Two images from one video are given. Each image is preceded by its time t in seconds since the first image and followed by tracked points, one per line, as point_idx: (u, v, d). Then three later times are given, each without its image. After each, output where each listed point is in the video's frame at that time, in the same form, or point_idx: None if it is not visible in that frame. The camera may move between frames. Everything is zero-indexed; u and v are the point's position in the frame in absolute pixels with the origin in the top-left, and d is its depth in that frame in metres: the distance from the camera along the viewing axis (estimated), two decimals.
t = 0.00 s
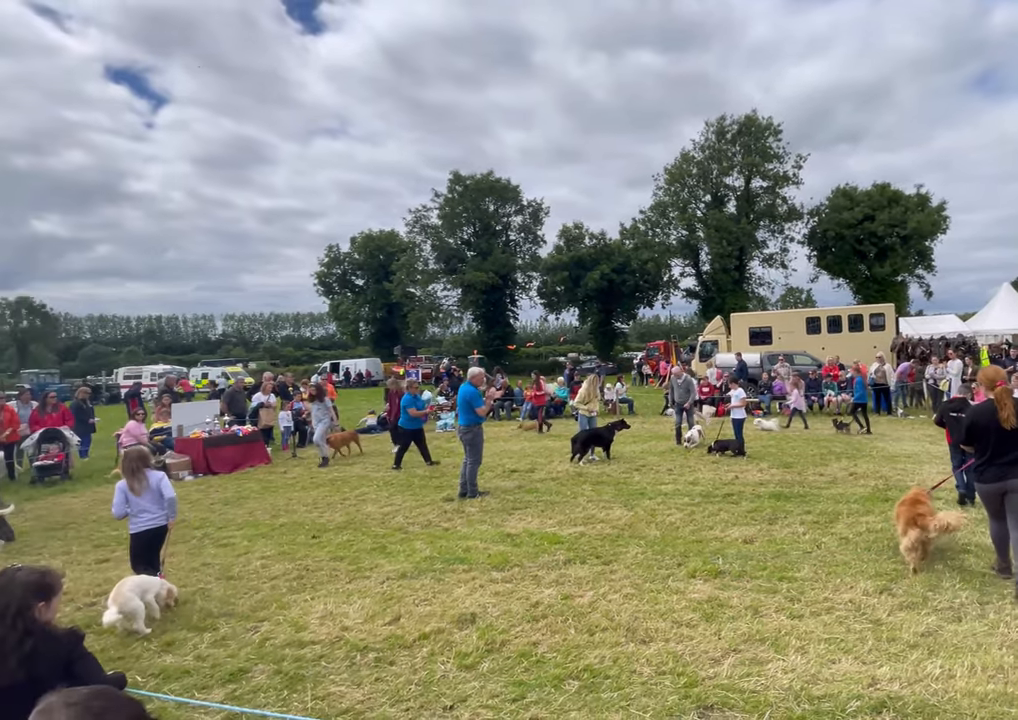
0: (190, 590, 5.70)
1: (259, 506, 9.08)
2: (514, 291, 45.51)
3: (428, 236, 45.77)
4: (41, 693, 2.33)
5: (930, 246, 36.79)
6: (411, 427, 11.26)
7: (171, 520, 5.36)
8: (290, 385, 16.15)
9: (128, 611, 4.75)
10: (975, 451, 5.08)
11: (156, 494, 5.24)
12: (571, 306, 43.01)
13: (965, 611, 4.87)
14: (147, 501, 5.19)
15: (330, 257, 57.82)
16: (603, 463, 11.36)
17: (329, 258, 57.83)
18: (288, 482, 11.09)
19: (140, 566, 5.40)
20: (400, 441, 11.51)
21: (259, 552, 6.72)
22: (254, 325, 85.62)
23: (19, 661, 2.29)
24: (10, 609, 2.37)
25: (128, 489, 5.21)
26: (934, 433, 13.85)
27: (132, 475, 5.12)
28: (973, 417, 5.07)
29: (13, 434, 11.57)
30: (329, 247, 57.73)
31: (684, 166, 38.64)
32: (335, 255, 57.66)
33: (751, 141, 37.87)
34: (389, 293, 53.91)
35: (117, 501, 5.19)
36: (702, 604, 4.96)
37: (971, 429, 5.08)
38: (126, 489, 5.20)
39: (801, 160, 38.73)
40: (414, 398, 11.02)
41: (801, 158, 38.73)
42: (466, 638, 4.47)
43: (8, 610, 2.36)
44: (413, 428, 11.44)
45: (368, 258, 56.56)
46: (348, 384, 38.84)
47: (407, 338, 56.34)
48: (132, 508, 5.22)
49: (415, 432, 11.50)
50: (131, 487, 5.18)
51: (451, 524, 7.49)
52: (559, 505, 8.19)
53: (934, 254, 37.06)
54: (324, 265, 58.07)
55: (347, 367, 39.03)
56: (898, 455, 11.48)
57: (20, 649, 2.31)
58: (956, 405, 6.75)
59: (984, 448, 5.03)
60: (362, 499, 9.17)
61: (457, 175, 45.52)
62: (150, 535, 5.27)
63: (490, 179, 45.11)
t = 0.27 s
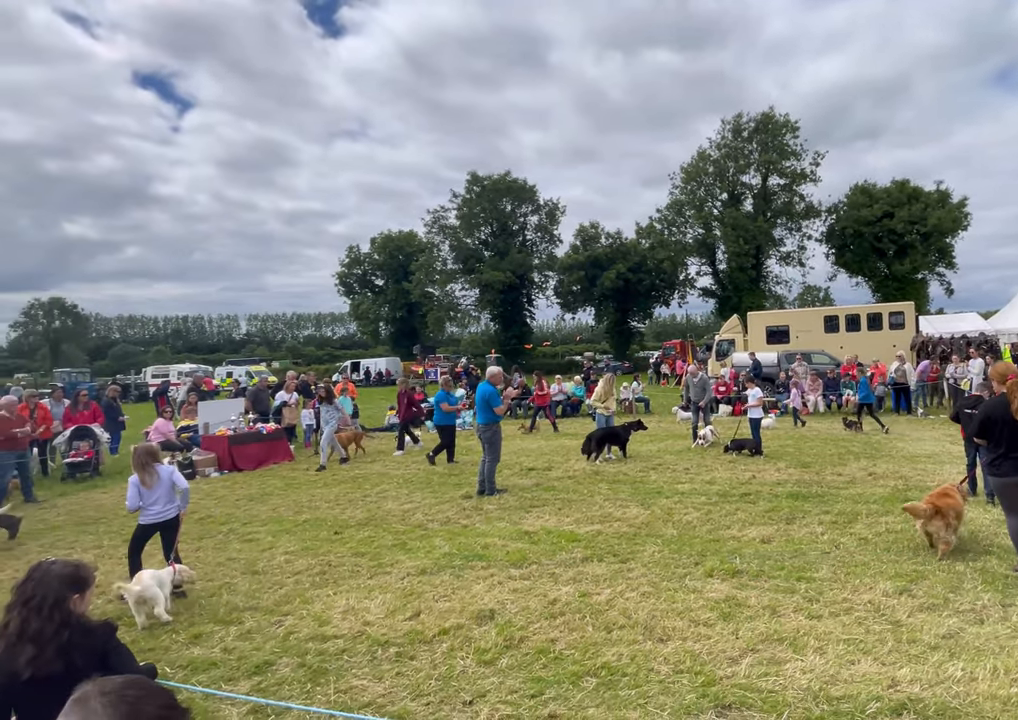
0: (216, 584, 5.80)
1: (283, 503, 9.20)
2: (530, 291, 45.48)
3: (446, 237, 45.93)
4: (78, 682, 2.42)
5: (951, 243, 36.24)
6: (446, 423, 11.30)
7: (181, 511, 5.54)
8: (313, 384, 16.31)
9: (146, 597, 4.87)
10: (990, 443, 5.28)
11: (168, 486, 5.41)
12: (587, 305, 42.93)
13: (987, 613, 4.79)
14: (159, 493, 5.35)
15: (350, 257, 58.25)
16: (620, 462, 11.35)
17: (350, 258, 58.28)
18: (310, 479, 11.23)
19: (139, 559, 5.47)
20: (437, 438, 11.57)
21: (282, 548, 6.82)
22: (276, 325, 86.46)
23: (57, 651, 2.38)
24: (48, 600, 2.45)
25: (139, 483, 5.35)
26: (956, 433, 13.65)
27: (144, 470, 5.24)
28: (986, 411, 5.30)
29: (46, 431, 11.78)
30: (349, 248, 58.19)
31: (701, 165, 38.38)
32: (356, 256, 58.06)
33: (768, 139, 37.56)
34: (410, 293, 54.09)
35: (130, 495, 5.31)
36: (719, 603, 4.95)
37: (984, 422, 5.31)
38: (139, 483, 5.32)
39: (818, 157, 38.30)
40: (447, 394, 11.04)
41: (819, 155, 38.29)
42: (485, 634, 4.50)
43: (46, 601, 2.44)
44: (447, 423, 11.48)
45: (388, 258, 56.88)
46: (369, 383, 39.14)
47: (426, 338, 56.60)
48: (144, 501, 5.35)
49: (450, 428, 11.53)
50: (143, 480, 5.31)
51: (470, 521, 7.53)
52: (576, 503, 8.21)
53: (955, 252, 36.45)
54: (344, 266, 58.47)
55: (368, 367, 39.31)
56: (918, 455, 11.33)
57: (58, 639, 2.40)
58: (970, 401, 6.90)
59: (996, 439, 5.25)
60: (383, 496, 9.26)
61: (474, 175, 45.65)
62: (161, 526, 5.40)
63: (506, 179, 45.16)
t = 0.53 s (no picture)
0: (235, 580, 5.86)
1: (299, 500, 9.28)
2: (543, 290, 45.44)
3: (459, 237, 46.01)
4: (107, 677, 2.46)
5: (967, 241, 35.78)
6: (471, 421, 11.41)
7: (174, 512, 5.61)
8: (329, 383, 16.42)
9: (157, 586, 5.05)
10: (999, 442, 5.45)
11: (160, 486, 5.49)
12: (599, 305, 42.85)
13: (1004, 615, 4.72)
14: (150, 493, 5.43)
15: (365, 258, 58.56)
16: (633, 461, 11.33)
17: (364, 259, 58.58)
18: (327, 476, 11.32)
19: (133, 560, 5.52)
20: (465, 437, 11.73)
21: (299, 544, 6.89)
22: (292, 324, 87.10)
23: (85, 645, 2.42)
24: (75, 596, 2.48)
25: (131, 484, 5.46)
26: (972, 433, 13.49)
27: (135, 470, 5.33)
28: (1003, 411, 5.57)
29: (69, 429, 11.98)
30: (364, 249, 58.48)
31: (713, 163, 38.16)
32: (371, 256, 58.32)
33: (781, 137, 37.27)
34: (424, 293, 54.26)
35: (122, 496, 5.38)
36: (732, 603, 4.94)
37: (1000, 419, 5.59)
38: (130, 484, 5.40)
39: (832, 155, 37.95)
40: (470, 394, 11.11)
41: (833, 153, 37.94)
42: (499, 632, 4.52)
43: (72, 597, 2.47)
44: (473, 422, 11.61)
45: (402, 258, 57.09)
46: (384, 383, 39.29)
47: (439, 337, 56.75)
48: (137, 501, 5.43)
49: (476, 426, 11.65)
50: (134, 481, 5.41)
51: (483, 519, 7.56)
52: (590, 502, 8.21)
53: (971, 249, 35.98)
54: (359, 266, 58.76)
55: (383, 366, 39.46)
56: (934, 455, 11.21)
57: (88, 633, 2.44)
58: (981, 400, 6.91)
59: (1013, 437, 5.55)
60: (397, 493, 9.31)
61: (487, 176, 45.70)
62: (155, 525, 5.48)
63: (519, 179, 45.16)
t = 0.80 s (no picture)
0: (249, 577, 5.91)
1: (311, 498, 9.34)
2: (552, 290, 45.40)
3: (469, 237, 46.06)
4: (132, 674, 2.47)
5: (979, 239, 35.44)
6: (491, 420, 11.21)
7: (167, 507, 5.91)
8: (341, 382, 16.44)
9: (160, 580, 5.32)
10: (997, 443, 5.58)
11: (153, 483, 5.78)
12: (608, 304, 42.79)
13: None
14: (144, 488, 5.74)
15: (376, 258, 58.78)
16: (642, 460, 11.31)
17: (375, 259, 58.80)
18: (338, 475, 11.39)
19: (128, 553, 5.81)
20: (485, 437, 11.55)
21: (312, 542, 6.93)
22: (305, 323, 87.44)
23: (111, 644, 2.42)
24: (103, 594, 2.48)
25: (126, 479, 5.78)
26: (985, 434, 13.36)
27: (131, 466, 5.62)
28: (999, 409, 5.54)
29: (86, 428, 12.08)
30: (375, 249, 58.71)
31: (722, 162, 37.99)
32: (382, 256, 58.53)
33: (791, 135, 37.05)
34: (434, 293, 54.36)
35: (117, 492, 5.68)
36: (742, 603, 4.93)
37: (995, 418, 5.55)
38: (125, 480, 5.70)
39: (842, 153, 37.68)
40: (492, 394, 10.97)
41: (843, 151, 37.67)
42: (510, 630, 4.53)
43: (100, 595, 2.47)
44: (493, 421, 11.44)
45: (413, 259, 57.25)
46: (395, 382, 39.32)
47: (450, 337, 56.84)
48: (132, 495, 5.75)
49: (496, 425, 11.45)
50: (130, 476, 5.71)
51: (494, 518, 7.58)
52: (599, 501, 8.21)
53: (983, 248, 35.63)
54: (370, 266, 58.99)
55: (395, 366, 39.51)
56: (947, 455, 11.10)
57: (115, 631, 2.44)
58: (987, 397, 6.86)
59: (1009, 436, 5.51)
60: (408, 492, 9.33)
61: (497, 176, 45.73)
62: (149, 520, 5.80)
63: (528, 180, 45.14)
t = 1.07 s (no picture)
0: (258, 575, 5.95)
1: (320, 497, 9.37)
2: (559, 290, 45.42)
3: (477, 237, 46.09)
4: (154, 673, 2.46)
5: (988, 239, 35.21)
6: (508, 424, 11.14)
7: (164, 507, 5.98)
8: (349, 382, 16.45)
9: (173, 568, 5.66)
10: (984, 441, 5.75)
11: (152, 483, 5.87)
12: (614, 304, 42.72)
13: None
14: (143, 488, 5.82)
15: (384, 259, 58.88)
16: (649, 460, 11.30)
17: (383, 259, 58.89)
18: (347, 474, 11.42)
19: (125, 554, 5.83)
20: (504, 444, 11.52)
21: (320, 541, 6.96)
22: (313, 324, 87.67)
23: (134, 644, 2.40)
24: (126, 594, 2.44)
25: (125, 479, 5.85)
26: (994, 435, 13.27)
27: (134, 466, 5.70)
28: (987, 405, 5.72)
29: (99, 427, 12.08)
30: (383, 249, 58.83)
31: (729, 162, 37.87)
32: (390, 257, 58.64)
33: (798, 135, 36.90)
34: (441, 293, 54.45)
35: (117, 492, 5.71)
36: (749, 604, 4.92)
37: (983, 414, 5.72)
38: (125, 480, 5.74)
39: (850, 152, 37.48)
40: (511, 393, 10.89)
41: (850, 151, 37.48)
42: (517, 629, 4.54)
43: (124, 594, 2.44)
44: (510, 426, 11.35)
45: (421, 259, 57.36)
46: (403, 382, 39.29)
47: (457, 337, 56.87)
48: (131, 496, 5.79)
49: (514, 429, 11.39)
50: (131, 476, 5.76)
51: (501, 517, 7.58)
52: (606, 501, 8.21)
53: (992, 247, 35.37)
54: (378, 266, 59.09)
55: (402, 365, 39.50)
56: (956, 456, 11.03)
57: (138, 631, 2.43)
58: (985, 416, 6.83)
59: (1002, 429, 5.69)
60: (416, 491, 9.35)
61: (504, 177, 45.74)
62: (144, 520, 5.85)
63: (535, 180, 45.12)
